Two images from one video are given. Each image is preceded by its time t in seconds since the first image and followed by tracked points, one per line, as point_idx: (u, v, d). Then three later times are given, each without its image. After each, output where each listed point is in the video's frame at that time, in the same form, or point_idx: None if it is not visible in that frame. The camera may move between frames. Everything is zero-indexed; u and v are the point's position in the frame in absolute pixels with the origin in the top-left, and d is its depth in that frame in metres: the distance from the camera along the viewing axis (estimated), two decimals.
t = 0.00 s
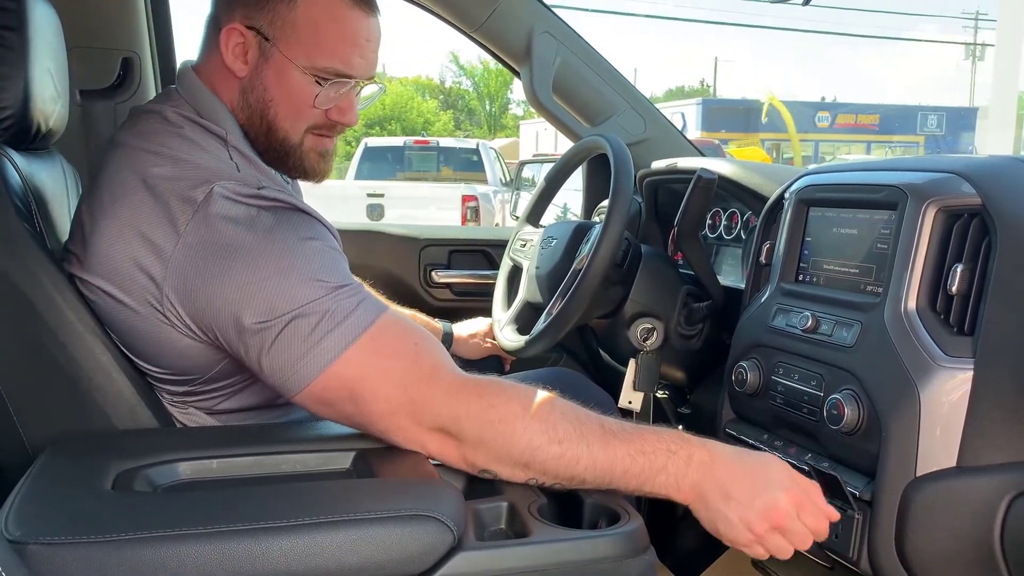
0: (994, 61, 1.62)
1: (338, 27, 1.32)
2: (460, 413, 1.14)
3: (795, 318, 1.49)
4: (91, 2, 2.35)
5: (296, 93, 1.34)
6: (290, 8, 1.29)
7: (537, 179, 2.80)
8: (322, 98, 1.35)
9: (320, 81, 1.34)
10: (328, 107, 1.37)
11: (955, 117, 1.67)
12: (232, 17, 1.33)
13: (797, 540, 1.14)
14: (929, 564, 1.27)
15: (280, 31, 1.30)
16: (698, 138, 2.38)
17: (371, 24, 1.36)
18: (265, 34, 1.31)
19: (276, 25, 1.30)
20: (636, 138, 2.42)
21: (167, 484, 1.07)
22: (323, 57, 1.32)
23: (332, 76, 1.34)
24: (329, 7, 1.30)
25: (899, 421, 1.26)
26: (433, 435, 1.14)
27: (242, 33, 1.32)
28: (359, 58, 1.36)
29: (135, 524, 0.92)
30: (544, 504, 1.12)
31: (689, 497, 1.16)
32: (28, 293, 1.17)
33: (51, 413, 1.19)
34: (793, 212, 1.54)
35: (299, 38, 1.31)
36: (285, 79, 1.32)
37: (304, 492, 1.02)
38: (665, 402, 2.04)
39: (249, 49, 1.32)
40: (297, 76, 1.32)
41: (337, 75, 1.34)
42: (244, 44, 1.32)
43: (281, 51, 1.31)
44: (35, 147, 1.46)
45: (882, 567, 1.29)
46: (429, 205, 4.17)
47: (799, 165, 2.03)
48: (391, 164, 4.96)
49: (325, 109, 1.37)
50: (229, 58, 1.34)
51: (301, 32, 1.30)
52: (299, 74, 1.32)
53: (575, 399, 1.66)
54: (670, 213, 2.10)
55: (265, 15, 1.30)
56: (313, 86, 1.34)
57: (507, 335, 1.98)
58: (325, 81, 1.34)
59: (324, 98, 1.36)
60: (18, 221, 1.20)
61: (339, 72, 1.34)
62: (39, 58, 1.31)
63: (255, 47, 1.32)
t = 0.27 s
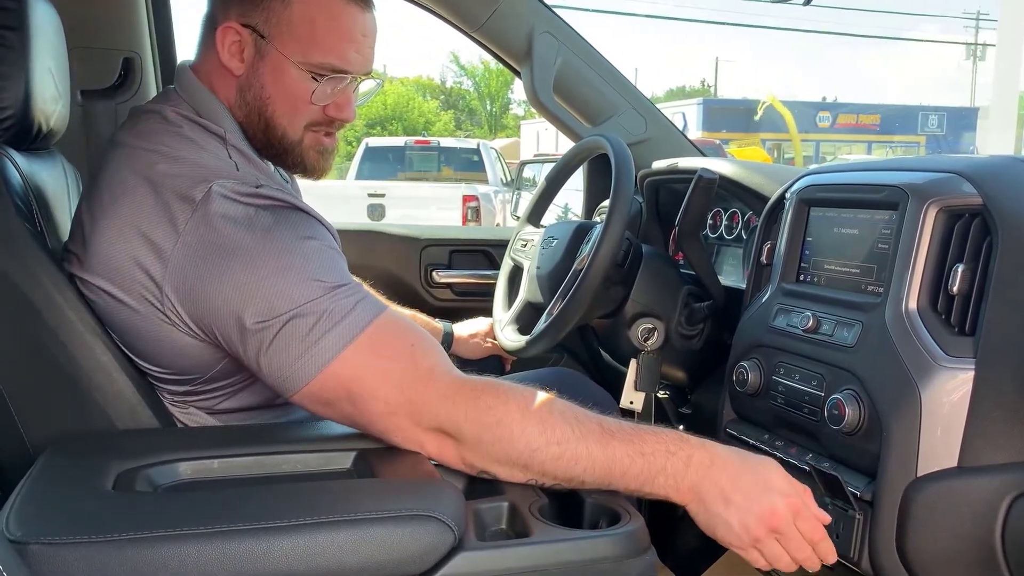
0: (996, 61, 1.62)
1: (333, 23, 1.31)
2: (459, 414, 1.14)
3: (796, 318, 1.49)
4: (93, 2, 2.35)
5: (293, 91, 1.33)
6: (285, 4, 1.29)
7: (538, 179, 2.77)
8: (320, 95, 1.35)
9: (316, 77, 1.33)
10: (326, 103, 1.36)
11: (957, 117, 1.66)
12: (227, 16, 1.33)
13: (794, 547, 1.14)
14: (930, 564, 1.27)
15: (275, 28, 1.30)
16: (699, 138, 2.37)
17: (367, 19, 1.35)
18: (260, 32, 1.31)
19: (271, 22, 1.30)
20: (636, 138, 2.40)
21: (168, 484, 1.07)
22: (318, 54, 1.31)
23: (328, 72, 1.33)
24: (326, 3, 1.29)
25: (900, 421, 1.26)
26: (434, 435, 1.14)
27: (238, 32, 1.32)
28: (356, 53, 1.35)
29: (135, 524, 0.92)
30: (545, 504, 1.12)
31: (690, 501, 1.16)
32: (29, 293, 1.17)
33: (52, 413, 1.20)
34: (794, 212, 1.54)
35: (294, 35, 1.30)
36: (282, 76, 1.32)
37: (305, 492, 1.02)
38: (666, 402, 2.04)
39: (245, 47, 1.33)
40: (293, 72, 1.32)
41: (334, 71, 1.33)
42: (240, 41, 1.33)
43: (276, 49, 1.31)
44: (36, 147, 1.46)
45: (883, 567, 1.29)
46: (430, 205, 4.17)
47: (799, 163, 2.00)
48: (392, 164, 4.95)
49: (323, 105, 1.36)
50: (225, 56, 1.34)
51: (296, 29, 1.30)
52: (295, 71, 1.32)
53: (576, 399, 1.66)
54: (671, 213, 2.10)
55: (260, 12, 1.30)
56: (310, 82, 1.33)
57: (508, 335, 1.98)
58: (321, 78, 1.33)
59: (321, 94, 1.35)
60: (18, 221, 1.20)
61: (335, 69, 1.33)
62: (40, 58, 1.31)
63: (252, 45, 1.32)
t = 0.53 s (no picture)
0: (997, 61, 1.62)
1: (331, 18, 1.31)
2: (461, 413, 1.13)
3: (797, 318, 1.49)
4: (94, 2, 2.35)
5: (292, 88, 1.33)
6: (282, 1, 1.29)
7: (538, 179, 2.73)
8: (319, 91, 1.35)
9: (315, 73, 1.33)
10: (325, 100, 1.36)
11: (958, 117, 1.68)
12: (227, 15, 1.33)
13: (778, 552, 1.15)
14: (931, 564, 1.27)
15: (273, 25, 1.30)
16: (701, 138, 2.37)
17: (365, 15, 1.36)
18: (259, 29, 1.31)
19: (270, 19, 1.30)
20: (638, 139, 2.40)
21: (169, 484, 1.07)
22: (317, 49, 1.31)
23: (327, 68, 1.33)
24: None
25: (901, 421, 1.26)
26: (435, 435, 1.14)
27: (236, 30, 1.32)
28: (354, 49, 1.35)
29: (136, 524, 0.92)
30: (546, 504, 1.12)
31: (691, 497, 1.16)
32: (31, 293, 1.18)
33: (53, 413, 1.20)
34: (795, 212, 1.54)
35: (292, 31, 1.30)
36: (281, 74, 1.32)
37: (306, 492, 1.02)
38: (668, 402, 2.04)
39: (244, 45, 1.32)
40: (291, 69, 1.32)
41: (333, 66, 1.34)
42: (239, 40, 1.33)
43: (275, 46, 1.31)
44: (38, 146, 1.46)
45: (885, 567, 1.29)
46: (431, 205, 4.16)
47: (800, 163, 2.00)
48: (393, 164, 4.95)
49: (323, 101, 1.37)
50: (225, 55, 1.34)
51: (293, 25, 1.30)
52: (294, 67, 1.32)
53: (577, 400, 1.66)
54: (672, 213, 2.10)
55: (258, 11, 1.30)
56: (309, 78, 1.33)
57: (510, 336, 1.98)
58: (320, 73, 1.34)
59: (321, 91, 1.35)
60: (18, 220, 1.20)
61: (334, 64, 1.34)
62: (41, 58, 1.31)
63: (250, 43, 1.32)
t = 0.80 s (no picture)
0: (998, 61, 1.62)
1: (312, 8, 1.30)
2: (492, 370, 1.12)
3: (798, 318, 1.49)
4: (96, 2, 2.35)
5: (277, 80, 1.32)
6: None
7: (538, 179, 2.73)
8: (305, 81, 1.33)
9: (300, 64, 1.32)
10: (313, 89, 1.35)
11: (958, 117, 1.67)
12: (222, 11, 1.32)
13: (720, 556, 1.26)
14: (932, 565, 1.27)
15: (255, 18, 1.29)
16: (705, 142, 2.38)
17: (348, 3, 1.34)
18: (240, 23, 1.30)
19: (250, 13, 1.29)
20: (639, 139, 2.39)
21: (169, 484, 1.07)
22: (299, 40, 1.30)
23: (311, 57, 1.32)
24: None
25: (901, 421, 1.26)
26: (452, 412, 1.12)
27: (218, 26, 1.32)
28: (338, 37, 1.33)
29: (137, 524, 0.92)
30: (546, 504, 1.12)
31: (687, 493, 1.24)
32: (32, 293, 1.18)
33: (54, 412, 1.20)
34: (796, 212, 1.53)
35: (274, 22, 1.29)
36: (265, 66, 1.31)
37: (306, 492, 1.02)
38: (668, 403, 2.04)
39: (227, 40, 1.32)
40: (275, 61, 1.30)
41: (317, 56, 1.32)
42: (221, 35, 1.32)
43: (257, 38, 1.30)
44: (39, 146, 1.46)
45: (886, 567, 1.30)
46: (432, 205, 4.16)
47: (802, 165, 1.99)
48: (393, 164, 4.94)
49: (310, 92, 1.35)
50: (209, 52, 1.33)
51: (274, 16, 1.29)
52: (278, 59, 1.30)
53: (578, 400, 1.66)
54: (673, 213, 2.10)
55: (239, 5, 1.30)
56: (293, 69, 1.31)
57: (511, 336, 1.98)
58: (304, 63, 1.32)
59: (306, 81, 1.33)
60: (19, 219, 1.20)
61: (319, 53, 1.32)
62: (42, 58, 1.31)
63: (233, 38, 1.31)
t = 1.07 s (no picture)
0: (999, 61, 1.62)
1: (308, 5, 1.30)
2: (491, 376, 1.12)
3: (799, 318, 1.49)
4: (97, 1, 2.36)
5: (277, 78, 1.32)
6: None
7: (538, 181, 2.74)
8: (305, 78, 1.33)
9: (299, 61, 1.32)
10: (313, 87, 1.35)
11: (959, 117, 1.68)
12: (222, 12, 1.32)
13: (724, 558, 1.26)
14: (932, 565, 1.27)
15: (252, 18, 1.29)
16: (705, 142, 2.38)
17: None
18: (237, 24, 1.30)
19: (247, 12, 1.29)
20: (639, 139, 2.39)
21: (171, 484, 1.07)
22: (297, 38, 1.30)
23: (310, 54, 1.32)
24: None
25: (902, 421, 1.26)
26: (450, 417, 1.12)
27: (215, 27, 1.32)
28: (335, 32, 1.33)
29: (138, 524, 0.92)
30: (546, 504, 1.12)
31: (690, 499, 1.24)
32: (33, 293, 1.18)
33: (56, 412, 1.20)
34: (797, 212, 1.54)
35: (272, 22, 1.29)
36: (265, 66, 1.31)
37: (307, 492, 1.02)
38: (669, 403, 2.04)
39: (224, 41, 1.32)
40: (274, 60, 1.31)
41: (315, 53, 1.32)
42: (219, 36, 1.32)
43: (255, 38, 1.30)
44: (40, 146, 1.46)
45: (886, 567, 1.30)
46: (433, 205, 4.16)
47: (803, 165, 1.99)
48: (394, 164, 4.94)
49: (310, 89, 1.35)
50: (207, 53, 1.33)
51: (270, 15, 1.29)
52: (277, 58, 1.31)
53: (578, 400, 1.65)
54: (674, 214, 2.10)
55: (235, 5, 1.30)
56: (292, 66, 1.32)
57: (512, 336, 1.98)
58: (303, 61, 1.32)
59: (307, 78, 1.34)
60: (21, 220, 1.21)
61: (316, 50, 1.32)
62: (44, 58, 1.31)
63: (230, 38, 1.32)
